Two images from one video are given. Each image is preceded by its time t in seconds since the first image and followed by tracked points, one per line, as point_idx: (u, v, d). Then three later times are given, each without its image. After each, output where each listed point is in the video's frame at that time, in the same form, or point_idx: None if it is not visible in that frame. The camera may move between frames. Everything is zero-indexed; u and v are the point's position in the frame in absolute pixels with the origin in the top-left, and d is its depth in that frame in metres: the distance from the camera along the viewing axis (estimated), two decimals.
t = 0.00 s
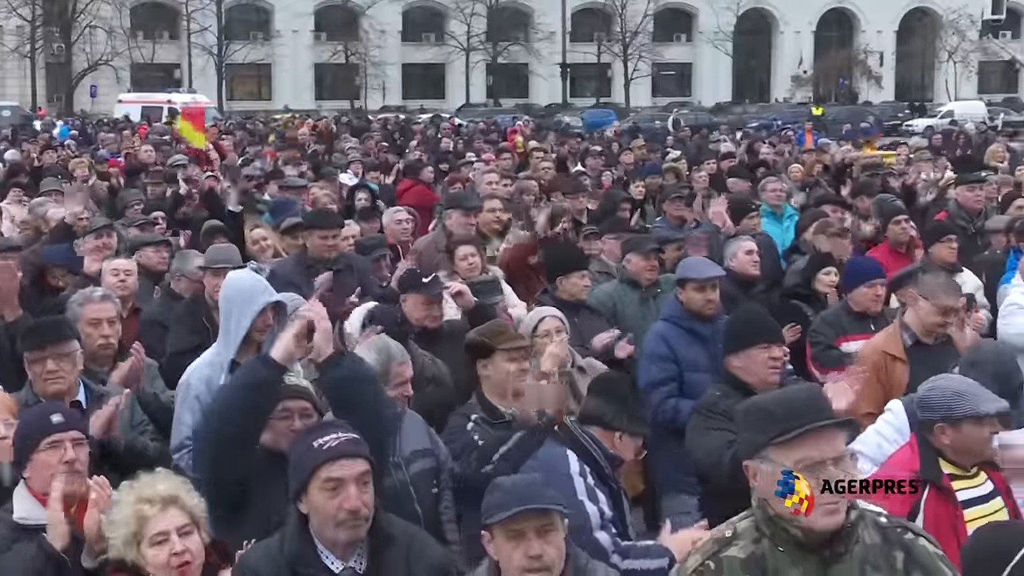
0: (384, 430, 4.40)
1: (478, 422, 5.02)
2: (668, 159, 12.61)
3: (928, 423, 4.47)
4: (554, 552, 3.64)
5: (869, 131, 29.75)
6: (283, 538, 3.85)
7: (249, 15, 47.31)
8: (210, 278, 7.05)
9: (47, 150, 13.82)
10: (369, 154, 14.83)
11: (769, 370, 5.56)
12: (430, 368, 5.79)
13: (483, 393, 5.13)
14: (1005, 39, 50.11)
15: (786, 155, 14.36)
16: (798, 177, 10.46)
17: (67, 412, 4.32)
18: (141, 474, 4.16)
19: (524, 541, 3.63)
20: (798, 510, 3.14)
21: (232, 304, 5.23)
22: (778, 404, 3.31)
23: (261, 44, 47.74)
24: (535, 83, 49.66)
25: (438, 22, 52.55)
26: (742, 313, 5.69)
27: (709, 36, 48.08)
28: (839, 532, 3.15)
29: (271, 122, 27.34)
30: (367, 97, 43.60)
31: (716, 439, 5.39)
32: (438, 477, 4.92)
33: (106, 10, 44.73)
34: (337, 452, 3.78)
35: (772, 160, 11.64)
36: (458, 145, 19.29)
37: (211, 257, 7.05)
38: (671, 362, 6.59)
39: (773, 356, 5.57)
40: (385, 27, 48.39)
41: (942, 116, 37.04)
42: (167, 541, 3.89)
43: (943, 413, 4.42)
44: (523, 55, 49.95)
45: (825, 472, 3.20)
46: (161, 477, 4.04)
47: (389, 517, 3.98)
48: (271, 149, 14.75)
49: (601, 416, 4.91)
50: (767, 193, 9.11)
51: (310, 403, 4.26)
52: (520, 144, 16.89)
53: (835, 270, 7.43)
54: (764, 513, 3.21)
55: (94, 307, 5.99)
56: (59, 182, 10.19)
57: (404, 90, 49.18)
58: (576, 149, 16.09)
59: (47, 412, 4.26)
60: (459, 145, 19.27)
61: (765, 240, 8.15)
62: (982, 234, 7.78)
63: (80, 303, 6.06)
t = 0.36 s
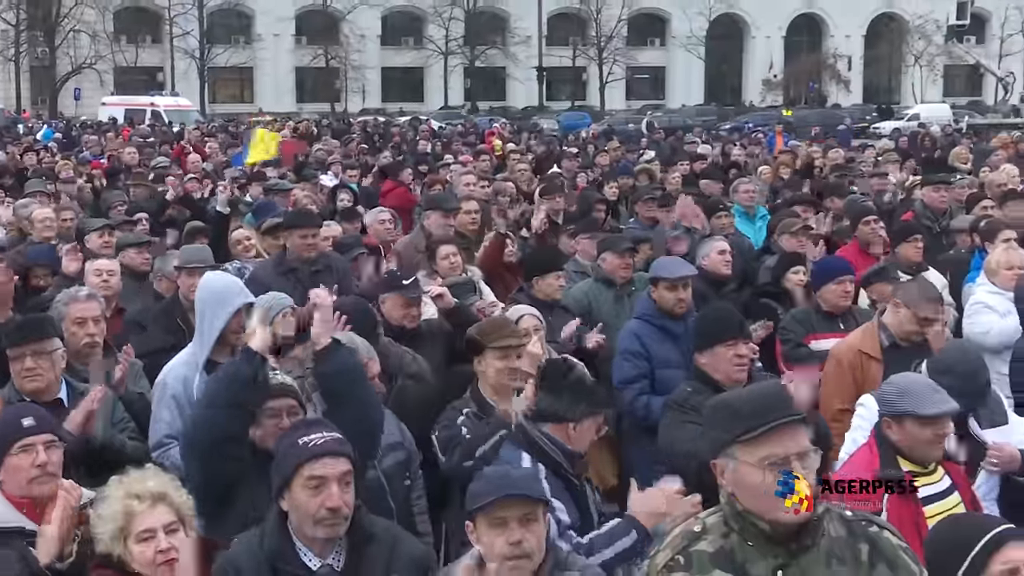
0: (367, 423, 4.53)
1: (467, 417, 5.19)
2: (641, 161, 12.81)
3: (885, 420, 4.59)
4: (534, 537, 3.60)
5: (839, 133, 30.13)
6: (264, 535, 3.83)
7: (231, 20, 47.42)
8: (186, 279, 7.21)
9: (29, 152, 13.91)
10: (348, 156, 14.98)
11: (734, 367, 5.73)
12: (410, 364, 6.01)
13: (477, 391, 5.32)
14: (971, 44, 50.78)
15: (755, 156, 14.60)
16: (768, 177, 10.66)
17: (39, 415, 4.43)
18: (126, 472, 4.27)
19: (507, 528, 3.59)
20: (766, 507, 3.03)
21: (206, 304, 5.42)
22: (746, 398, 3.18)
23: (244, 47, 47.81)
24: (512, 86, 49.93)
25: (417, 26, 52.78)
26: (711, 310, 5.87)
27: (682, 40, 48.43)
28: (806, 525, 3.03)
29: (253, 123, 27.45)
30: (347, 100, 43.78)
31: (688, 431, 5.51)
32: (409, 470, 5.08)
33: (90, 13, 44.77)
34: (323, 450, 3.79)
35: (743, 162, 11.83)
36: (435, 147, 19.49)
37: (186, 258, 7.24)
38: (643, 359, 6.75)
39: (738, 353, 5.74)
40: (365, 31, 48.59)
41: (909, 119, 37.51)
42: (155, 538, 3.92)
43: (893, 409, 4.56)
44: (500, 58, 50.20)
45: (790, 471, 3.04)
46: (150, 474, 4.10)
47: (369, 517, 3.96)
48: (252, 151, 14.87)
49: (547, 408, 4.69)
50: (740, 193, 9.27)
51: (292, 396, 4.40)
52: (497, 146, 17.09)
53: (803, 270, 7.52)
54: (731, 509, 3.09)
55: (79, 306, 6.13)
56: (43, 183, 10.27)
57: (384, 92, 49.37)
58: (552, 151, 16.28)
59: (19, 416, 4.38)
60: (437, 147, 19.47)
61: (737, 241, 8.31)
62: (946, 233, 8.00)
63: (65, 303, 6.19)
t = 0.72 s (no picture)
0: (356, 419, 4.69)
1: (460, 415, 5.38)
2: (621, 164, 13.05)
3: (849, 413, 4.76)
4: (522, 534, 3.79)
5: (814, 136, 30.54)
6: (250, 528, 3.96)
7: (218, 25, 47.48)
8: (167, 281, 7.40)
9: (20, 155, 14.06)
10: (333, 159, 15.17)
11: (710, 364, 5.91)
12: (392, 353, 6.09)
13: (472, 382, 5.49)
14: (943, 49, 51.45)
15: (730, 159, 14.87)
16: (743, 179, 10.90)
17: (30, 416, 4.49)
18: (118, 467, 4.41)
19: (495, 526, 3.76)
20: (738, 501, 3.24)
21: (189, 307, 5.57)
22: (718, 398, 3.36)
23: (231, 53, 47.84)
24: (494, 91, 50.10)
25: (401, 31, 52.97)
26: (685, 309, 6.05)
27: (661, 47, 48.71)
28: (780, 520, 3.23)
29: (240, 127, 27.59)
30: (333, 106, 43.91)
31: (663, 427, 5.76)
32: (395, 457, 5.30)
33: (80, 19, 44.86)
34: (311, 448, 3.94)
35: (719, 165, 12.07)
36: (418, 150, 19.70)
37: (165, 259, 7.44)
38: (620, 358, 6.94)
39: (713, 350, 5.92)
40: (350, 37, 48.73)
41: (880, 123, 38.02)
42: (140, 535, 4.01)
43: (857, 403, 4.71)
44: (482, 64, 50.38)
45: (767, 470, 3.25)
46: (136, 471, 4.14)
47: (352, 512, 4.11)
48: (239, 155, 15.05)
49: (508, 410, 4.70)
50: (716, 195, 9.48)
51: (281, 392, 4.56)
52: (480, 150, 17.31)
53: (776, 269, 7.68)
54: (707, 502, 3.30)
55: (71, 307, 6.30)
56: (35, 185, 10.42)
57: (369, 97, 49.78)
58: (533, 154, 16.52)
59: (11, 416, 4.44)
60: (420, 150, 19.67)
61: (712, 242, 8.50)
62: (915, 234, 8.24)
63: (57, 304, 6.36)
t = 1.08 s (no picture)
0: (344, 417, 4.88)
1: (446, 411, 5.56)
2: (600, 167, 13.27)
3: (827, 406, 4.81)
4: (510, 528, 3.96)
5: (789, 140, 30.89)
6: (244, 516, 4.13)
7: (205, 31, 47.62)
8: (151, 282, 7.62)
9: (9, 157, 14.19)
10: (317, 162, 15.36)
11: (687, 361, 6.11)
12: (375, 340, 6.33)
13: (454, 383, 5.66)
14: (915, 55, 52.01)
15: (705, 162, 15.12)
16: (719, 182, 11.11)
17: (21, 413, 4.55)
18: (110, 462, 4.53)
19: (485, 519, 3.91)
20: (708, 498, 3.24)
21: (171, 308, 5.67)
22: (689, 394, 3.37)
23: (217, 58, 47.95)
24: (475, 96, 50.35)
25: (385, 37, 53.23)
26: (662, 308, 6.25)
27: (639, 53, 49.08)
28: (750, 514, 3.22)
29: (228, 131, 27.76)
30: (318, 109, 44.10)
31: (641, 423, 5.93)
32: (383, 450, 5.47)
33: (69, 25, 44.97)
34: (301, 434, 4.11)
35: (695, 168, 12.29)
36: (401, 153, 19.91)
37: (148, 261, 7.64)
38: (599, 356, 7.13)
39: (689, 347, 6.11)
40: (335, 42, 49.00)
41: (852, 127, 38.48)
42: (124, 531, 4.08)
43: (850, 402, 4.72)
44: (463, 69, 50.62)
45: (734, 466, 3.24)
46: (118, 469, 4.21)
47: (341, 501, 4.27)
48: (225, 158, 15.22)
49: (492, 408, 4.83)
50: (691, 198, 9.70)
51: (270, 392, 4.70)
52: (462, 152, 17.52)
53: (748, 269, 7.96)
54: (677, 499, 3.30)
55: (60, 307, 6.46)
56: (24, 187, 10.56)
57: (352, 101, 50.02)
58: (514, 157, 16.75)
59: (4, 414, 4.49)
60: (403, 153, 19.88)
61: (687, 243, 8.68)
62: (885, 235, 8.45)
63: (46, 304, 6.51)
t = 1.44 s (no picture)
0: (340, 414, 5.08)
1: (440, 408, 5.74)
2: (589, 170, 13.54)
3: (817, 401, 4.93)
4: (509, 524, 4.04)
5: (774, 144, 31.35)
6: (247, 510, 4.20)
7: (203, 37, 47.98)
8: (151, 281, 7.87)
9: (12, 160, 14.42)
10: (313, 163, 15.60)
11: (675, 357, 6.32)
12: (368, 337, 6.56)
13: (444, 383, 5.86)
14: (896, 60, 52.79)
15: (691, 165, 15.39)
16: (705, 183, 11.35)
17: (25, 409, 4.60)
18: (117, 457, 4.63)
19: (486, 516, 3.99)
20: (687, 495, 3.22)
21: (166, 310, 5.74)
22: (663, 398, 3.36)
23: (216, 62, 48.23)
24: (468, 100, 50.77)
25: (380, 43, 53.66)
26: (651, 307, 6.47)
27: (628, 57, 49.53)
28: (731, 509, 3.20)
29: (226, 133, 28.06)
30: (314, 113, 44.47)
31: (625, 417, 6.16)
32: (377, 450, 5.66)
33: (71, 29, 45.33)
34: (300, 427, 4.22)
35: (682, 170, 12.53)
36: (396, 156, 20.21)
37: (149, 261, 7.89)
38: (591, 354, 7.29)
39: (679, 344, 6.32)
40: (331, 47, 49.45)
41: (833, 130, 39.08)
42: (134, 520, 4.19)
43: (844, 396, 4.85)
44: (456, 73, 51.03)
45: (714, 465, 3.21)
46: (130, 460, 4.34)
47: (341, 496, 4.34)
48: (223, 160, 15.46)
49: (491, 401, 4.94)
50: (676, 200, 9.92)
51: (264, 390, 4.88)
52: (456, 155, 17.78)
53: (731, 270, 8.14)
54: (660, 495, 3.28)
55: (62, 306, 6.67)
56: (28, 190, 10.77)
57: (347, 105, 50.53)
58: (506, 160, 17.03)
59: (8, 410, 4.53)
60: (398, 156, 20.18)
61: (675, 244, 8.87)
62: (867, 235, 8.66)
63: (49, 303, 6.71)
